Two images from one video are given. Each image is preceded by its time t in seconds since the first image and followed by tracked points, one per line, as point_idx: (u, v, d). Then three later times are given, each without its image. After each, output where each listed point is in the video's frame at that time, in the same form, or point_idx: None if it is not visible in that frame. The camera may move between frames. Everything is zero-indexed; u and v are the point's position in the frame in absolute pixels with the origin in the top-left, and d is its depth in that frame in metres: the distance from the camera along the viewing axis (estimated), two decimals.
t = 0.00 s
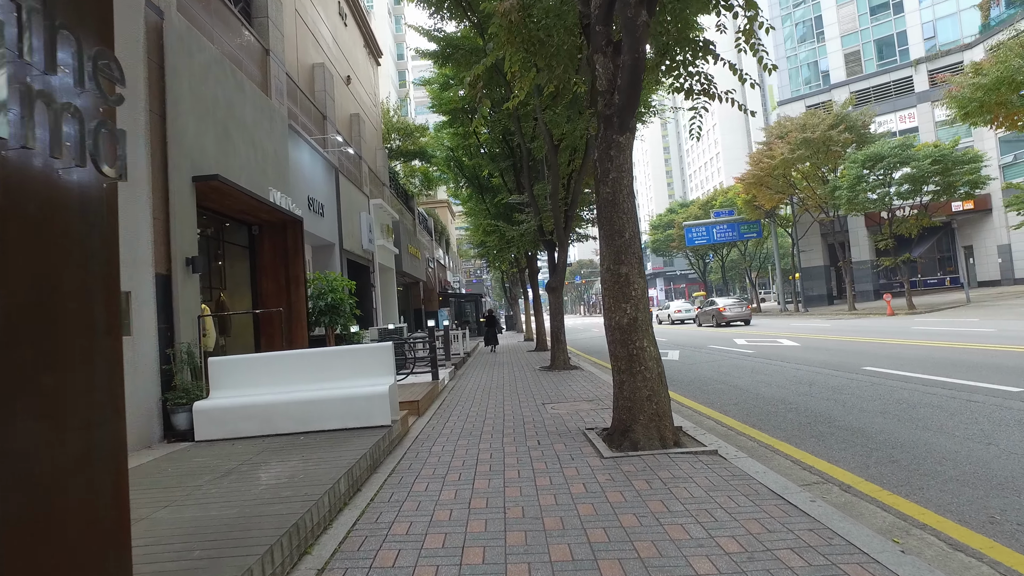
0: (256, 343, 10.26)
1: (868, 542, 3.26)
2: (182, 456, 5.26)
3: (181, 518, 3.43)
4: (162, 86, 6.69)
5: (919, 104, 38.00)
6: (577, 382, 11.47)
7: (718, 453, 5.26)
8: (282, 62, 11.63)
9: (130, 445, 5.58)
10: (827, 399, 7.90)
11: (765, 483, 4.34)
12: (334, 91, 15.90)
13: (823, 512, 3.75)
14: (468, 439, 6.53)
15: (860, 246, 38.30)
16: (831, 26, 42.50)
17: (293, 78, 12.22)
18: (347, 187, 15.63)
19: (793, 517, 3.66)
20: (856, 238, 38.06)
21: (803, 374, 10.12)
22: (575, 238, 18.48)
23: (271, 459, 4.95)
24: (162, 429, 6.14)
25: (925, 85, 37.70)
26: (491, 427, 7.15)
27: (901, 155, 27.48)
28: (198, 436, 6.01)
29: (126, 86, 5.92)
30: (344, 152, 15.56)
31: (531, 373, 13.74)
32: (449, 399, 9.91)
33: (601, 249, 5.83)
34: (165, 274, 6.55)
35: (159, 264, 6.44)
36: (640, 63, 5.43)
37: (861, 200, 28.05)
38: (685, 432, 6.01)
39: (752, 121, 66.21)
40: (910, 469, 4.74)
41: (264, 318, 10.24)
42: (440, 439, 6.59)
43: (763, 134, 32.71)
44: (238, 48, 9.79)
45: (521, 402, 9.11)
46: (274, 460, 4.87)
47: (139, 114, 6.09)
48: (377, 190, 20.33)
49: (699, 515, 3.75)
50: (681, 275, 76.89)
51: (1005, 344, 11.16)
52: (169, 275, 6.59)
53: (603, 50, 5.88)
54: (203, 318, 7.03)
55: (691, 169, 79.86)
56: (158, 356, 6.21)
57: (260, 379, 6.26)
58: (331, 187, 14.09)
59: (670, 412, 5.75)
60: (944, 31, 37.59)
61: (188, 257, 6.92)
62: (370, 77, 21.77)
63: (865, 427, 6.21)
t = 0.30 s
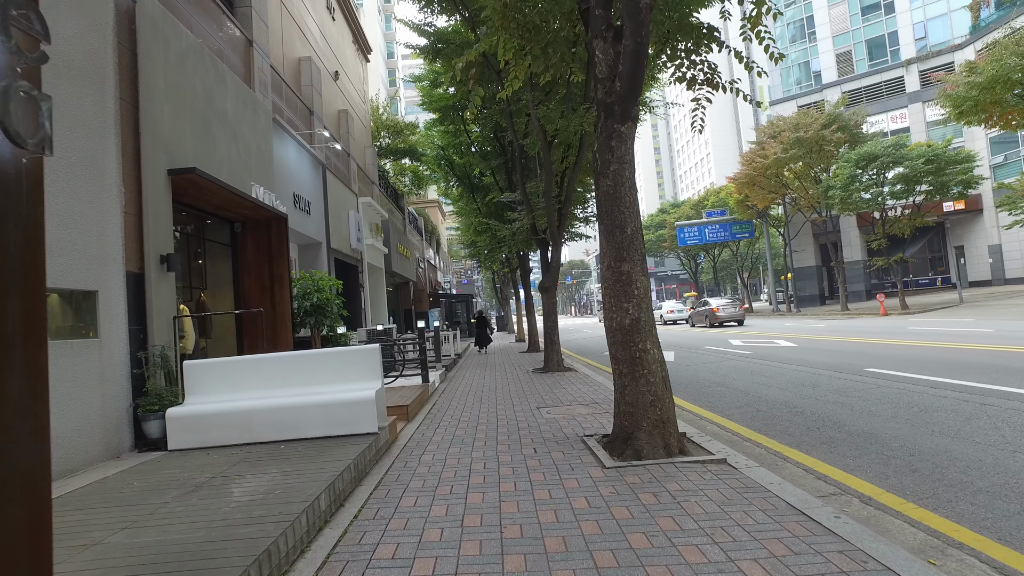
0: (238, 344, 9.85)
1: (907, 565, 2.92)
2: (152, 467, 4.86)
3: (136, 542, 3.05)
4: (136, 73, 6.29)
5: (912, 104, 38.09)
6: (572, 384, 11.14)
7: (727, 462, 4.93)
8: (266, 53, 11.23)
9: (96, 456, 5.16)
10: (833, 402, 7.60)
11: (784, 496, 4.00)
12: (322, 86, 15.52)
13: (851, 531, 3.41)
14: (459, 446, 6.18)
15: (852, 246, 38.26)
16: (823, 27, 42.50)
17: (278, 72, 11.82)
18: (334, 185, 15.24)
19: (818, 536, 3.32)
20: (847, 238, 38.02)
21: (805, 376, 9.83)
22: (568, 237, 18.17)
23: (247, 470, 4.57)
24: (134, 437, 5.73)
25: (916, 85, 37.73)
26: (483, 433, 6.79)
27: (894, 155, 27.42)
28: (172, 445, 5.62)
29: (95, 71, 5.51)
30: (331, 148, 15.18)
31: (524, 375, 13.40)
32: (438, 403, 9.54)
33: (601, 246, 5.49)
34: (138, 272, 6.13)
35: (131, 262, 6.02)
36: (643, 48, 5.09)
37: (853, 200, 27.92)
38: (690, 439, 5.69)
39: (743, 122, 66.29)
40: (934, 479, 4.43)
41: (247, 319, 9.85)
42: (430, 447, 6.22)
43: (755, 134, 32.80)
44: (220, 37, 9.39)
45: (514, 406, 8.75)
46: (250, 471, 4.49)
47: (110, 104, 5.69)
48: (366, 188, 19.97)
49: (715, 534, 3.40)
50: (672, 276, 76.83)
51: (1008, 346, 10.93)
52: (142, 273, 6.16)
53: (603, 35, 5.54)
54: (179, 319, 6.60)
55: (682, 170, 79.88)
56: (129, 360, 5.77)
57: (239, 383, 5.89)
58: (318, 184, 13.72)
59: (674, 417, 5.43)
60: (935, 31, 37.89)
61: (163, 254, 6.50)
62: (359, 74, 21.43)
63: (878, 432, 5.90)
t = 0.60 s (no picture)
0: (222, 347, 9.42)
1: None
2: (118, 483, 4.44)
3: None
4: (107, 57, 5.88)
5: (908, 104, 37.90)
6: (571, 387, 10.75)
7: (745, 476, 4.54)
8: (253, 43, 10.81)
9: (57, 471, 4.72)
10: (846, 408, 7.25)
11: (813, 518, 3.62)
12: (312, 80, 15.10)
13: (895, 561, 3.02)
14: (454, 456, 5.78)
15: (849, 246, 38.04)
16: (819, 26, 42.26)
17: (265, 63, 11.40)
18: (325, 181, 14.84)
19: (858, 567, 2.94)
20: (845, 238, 37.79)
21: (813, 379, 9.47)
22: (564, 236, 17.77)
23: (220, 487, 4.16)
24: (102, 449, 5.29)
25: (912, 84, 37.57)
26: (479, 442, 6.38)
27: (893, 153, 27.18)
28: (144, 458, 5.20)
29: (58, 51, 5.10)
30: (321, 144, 14.75)
31: (521, 378, 13.01)
32: (430, 409, 9.12)
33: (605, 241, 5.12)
34: (109, 270, 5.69)
35: (101, 259, 5.58)
36: (651, 29, 4.72)
37: (852, 199, 27.65)
38: (701, 450, 5.31)
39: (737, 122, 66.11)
40: (972, 495, 4.06)
41: (232, 321, 9.41)
42: (423, 457, 5.82)
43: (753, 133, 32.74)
44: (202, 25, 8.95)
45: (510, 412, 8.35)
46: (223, 488, 4.08)
47: (75, 87, 5.28)
48: (358, 186, 19.53)
49: (741, 564, 3.01)
50: (667, 276, 76.53)
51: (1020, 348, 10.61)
52: (113, 271, 5.72)
53: (607, 16, 5.15)
54: (153, 320, 6.16)
55: (677, 170, 79.66)
56: (97, 366, 5.31)
57: (216, 390, 5.49)
58: (308, 181, 13.33)
59: (685, 427, 5.05)
60: (931, 30, 37.69)
61: (137, 251, 6.05)
62: (351, 70, 21.01)
63: (901, 441, 5.53)
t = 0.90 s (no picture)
0: (210, 350, 9.03)
1: None
2: (83, 497, 4.06)
3: None
4: (79, 39, 5.49)
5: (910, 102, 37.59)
6: (573, 391, 10.37)
7: (768, 492, 4.17)
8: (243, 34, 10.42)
9: (18, 487, 4.32)
10: (865, 413, 6.88)
11: (853, 542, 3.24)
12: (305, 75, 14.71)
13: None
14: (450, 467, 5.40)
15: (850, 246, 37.74)
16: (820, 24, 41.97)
17: (255, 55, 11.00)
18: (319, 179, 14.46)
19: None
20: (846, 238, 37.47)
21: (826, 383, 9.09)
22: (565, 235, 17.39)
23: (194, 505, 3.77)
24: (71, 462, 4.89)
25: (914, 83, 37.32)
26: (477, 451, 5.99)
27: (896, 152, 26.88)
28: (115, 470, 4.80)
29: (22, 30, 4.72)
30: (315, 140, 14.37)
31: (520, 380, 12.63)
32: (426, 415, 8.74)
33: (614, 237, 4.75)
34: (82, 268, 5.29)
35: (72, 257, 5.18)
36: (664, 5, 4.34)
37: (855, 198, 27.33)
38: (718, 462, 4.93)
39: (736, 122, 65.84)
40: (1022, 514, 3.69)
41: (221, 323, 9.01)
42: (418, 468, 5.44)
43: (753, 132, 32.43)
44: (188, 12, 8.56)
45: (510, 417, 7.97)
46: (196, 506, 3.68)
47: (40, 69, 4.89)
48: (353, 184, 19.14)
49: None
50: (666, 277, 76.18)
51: None
52: (86, 270, 5.33)
53: None
54: (131, 322, 5.77)
55: (676, 171, 79.37)
56: (66, 371, 4.91)
57: (197, 397, 5.11)
58: (302, 179, 12.96)
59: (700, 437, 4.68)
60: (933, 28, 37.40)
61: (113, 247, 5.66)
62: (347, 67, 20.64)
63: (931, 451, 5.16)
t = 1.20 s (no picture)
0: (194, 354, 8.64)
1: None
2: (39, 521, 3.69)
3: None
4: (48, 25, 5.13)
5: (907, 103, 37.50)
6: (571, 396, 10.04)
7: (790, 512, 3.84)
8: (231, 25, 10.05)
9: None
10: (878, 421, 6.59)
11: None
12: (297, 70, 14.36)
13: None
14: (445, 483, 5.06)
15: (847, 247, 37.61)
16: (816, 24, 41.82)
17: (244, 47, 10.64)
18: (311, 177, 14.10)
19: None
20: (842, 239, 37.35)
21: (833, 388, 8.79)
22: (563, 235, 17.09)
23: (161, 529, 3.42)
24: (34, 479, 4.53)
25: (911, 84, 37.25)
26: (474, 464, 5.65)
27: (894, 153, 26.71)
28: (82, 488, 4.43)
29: None
30: (306, 137, 14.01)
31: (516, 384, 12.30)
32: (419, 422, 8.41)
33: (622, 236, 4.43)
34: (50, 269, 4.92)
35: (39, 256, 4.81)
36: None
37: (853, 199, 27.18)
38: (731, 476, 4.61)
39: (731, 123, 65.78)
40: None
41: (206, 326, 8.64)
42: (411, 483, 5.09)
43: (750, 132, 32.23)
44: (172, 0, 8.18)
45: (508, 426, 7.64)
46: (163, 532, 3.33)
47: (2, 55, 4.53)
48: (346, 183, 18.77)
49: None
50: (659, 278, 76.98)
51: None
52: (54, 270, 4.96)
53: None
54: (105, 326, 5.39)
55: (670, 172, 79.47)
56: (29, 381, 4.54)
57: (173, 407, 4.75)
58: (292, 177, 12.60)
59: (715, 451, 4.35)
60: (929, 29, 37.33)
61: (85, 246, 5.28)
62: (340, 63, 20.29)
63: (957, 464, 4.85)
